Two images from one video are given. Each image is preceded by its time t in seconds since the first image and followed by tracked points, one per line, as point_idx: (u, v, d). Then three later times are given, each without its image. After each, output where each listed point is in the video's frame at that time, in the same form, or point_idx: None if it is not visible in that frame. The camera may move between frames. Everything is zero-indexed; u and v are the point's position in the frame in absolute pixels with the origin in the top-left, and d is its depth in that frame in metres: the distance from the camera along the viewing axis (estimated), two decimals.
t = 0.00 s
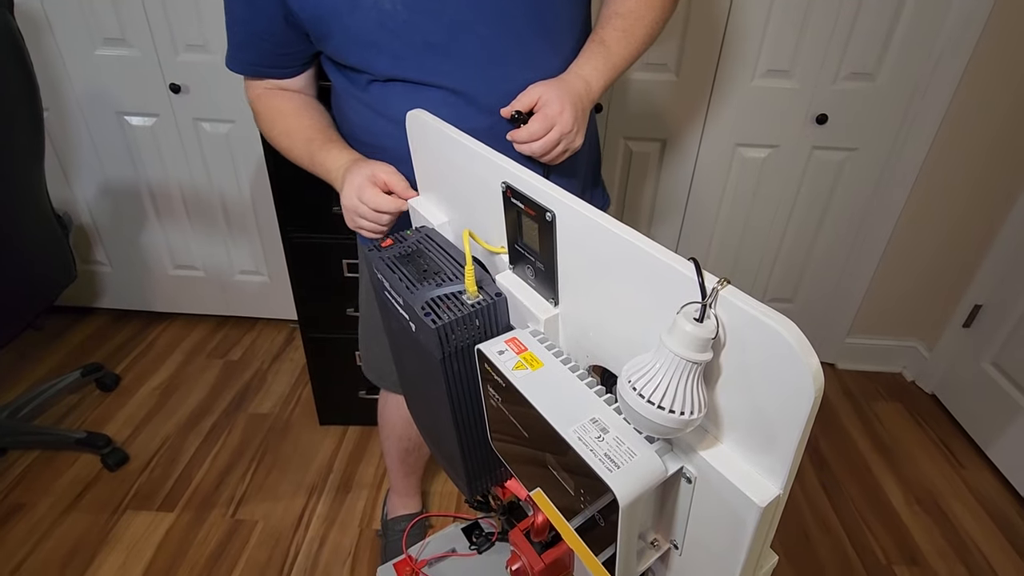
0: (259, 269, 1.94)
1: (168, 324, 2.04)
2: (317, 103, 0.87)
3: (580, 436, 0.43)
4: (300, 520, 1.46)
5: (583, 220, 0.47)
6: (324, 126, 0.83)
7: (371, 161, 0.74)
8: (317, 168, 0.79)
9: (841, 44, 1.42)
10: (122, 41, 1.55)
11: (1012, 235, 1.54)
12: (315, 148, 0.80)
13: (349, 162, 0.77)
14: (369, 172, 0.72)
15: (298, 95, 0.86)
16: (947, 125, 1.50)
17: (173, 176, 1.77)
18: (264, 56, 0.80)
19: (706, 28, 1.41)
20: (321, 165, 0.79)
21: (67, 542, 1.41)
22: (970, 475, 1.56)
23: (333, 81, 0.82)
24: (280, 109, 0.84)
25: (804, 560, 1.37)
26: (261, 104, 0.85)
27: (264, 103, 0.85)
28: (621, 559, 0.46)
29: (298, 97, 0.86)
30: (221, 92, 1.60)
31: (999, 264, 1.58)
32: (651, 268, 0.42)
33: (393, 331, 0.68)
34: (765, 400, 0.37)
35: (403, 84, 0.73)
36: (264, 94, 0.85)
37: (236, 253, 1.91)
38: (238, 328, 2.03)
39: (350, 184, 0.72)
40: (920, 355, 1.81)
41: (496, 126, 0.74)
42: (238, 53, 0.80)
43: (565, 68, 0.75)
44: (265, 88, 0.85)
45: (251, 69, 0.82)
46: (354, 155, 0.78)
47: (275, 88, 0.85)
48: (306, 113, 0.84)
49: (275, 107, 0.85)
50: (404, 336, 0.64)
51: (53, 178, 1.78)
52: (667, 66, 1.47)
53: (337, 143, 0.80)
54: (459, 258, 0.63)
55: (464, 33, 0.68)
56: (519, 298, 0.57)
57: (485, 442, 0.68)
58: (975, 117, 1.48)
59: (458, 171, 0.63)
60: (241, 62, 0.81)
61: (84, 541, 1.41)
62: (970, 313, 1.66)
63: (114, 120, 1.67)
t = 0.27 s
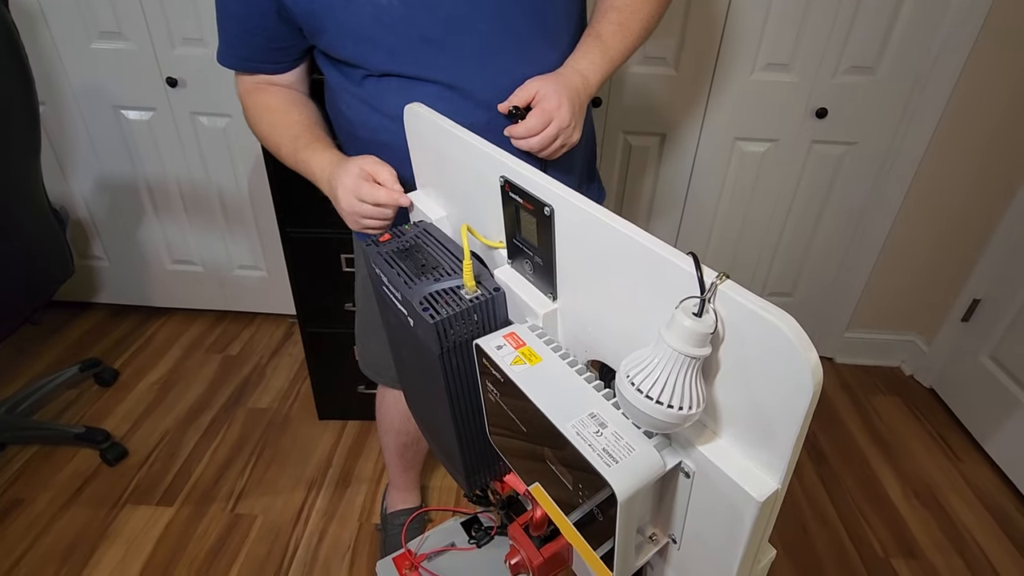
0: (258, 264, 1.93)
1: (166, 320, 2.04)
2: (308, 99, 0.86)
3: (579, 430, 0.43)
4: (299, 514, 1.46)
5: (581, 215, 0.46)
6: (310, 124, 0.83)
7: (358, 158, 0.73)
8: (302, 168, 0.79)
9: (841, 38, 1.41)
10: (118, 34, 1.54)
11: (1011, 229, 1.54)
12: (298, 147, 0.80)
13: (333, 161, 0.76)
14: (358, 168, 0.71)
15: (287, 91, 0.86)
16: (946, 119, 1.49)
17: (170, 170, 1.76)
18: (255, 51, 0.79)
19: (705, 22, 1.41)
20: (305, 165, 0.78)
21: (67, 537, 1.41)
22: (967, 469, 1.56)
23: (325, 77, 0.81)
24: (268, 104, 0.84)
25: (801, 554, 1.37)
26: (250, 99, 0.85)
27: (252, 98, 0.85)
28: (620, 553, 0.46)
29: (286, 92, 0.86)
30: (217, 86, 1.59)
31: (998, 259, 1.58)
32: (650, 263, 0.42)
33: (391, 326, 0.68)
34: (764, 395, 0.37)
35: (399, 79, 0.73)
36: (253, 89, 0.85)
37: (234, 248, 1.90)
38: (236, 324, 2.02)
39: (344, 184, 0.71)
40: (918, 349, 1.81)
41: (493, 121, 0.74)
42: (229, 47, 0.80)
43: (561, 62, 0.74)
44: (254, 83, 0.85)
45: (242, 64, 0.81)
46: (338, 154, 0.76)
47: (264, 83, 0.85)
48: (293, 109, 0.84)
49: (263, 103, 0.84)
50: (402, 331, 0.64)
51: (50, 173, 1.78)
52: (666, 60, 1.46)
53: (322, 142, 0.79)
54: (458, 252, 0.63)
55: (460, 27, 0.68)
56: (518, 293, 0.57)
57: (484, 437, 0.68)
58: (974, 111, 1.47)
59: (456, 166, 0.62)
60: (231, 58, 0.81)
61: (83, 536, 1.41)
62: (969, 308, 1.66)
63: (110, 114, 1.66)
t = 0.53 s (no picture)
0: (255, 260, 1.93)
1: (164, 315, 2.03)
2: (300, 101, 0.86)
3: (576, 427, 0.43)
4: (298, 509, 1.46)
5: (579, 210, 0.46)
6: (306, 132, 0.82)
7: (359, 172, 0.73)
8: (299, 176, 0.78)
9: (841, 32, 1.41)
10: (113, 28, 1.53)
11: (1009, 225, 1.54)
12: (296, 157, 0.79)
13: (332, 173, 0.76)
14: (359, 183, 0.72)
15: (281, 93, 0.85)
16: (945, 113, 1.49)
17: (167, 165, 1.75)
18: (247, 49, 0.79)
19: (705, 15, 1.40)
20: (303, 176, 0.78)
21: (66, 532, 1.41)
22: (964, 464, 1.57)
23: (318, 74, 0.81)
24: (263, 108, 0.83)
25: (798, 548, 1.37)
26: (244, 101, 0.83)
27: (246, 100, 0.83)
28: (617, 549, 0.46)
29: (281, 95, 0.85)
30: (213, 80, 1.58)
31: (996, 254, 1.58)
32: (648, 259, 0.42)
33: (389, 323, 0.68)
34: (762, 392, 0.37)
35: (394, 75, 0.72)
36: (248, 90, 0.84)
37: (231, 243, 1.90)
38: (234, 319, 2.02)
39: (346, 198, 0.71)
40: (915, 344, 1.81)
41: (491, 117, 0.73)
42: (221, 45, 0.79)
43: (557, 58, 0.74)
44: (248, 83, 0.83)
45: (236, 62, 0.80)
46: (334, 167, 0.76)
47: (260, 83, 0.84)
48: (288, 115, 0.83)
49: (258, 107, 0.83)
50: (400, 328, 0.63)
51: (46, 168, 1.77)
52: (665, 54, 1.46)
53: (320, 155, 0.80)
54: (455, 248, 0.63)
55: (455, 22, 0.68)
56: (516, 289, 0.57)
57: (482, 434, 0.68)
58: (974, 106, 1.47)
59: (453, 161, 0.62)
60: (224, 55, 0.80)
61: (82, 531, 1.41)
62: (966, 303, 1.66)
63: (106, 108, 1.65)
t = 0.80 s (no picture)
0: (252, 255, 1.92)
1: (160, 310, 2.03)
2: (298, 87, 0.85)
3: (573, 424, 0.43)
4: (295, 504, 1.46)
5: (577, 205, 0.46)
6: (305, 116, 0.81)
7: (364, 150, 0.72)
8: (298, 158, 0.77)
9: (840, 26, 1.40)
10: (107, 21, 1.52)
11: (1008, 220, 1.54)
12: (295, 138, 0.78)
13: (332, 150, 0.74)
14: (363, 160, 0.70)
15: (277, 81, 0.84)
16: (944, 108, 1.49)
17: (163, 159, 1.74)
18: (241, 42, 0.78)
19: (704, 9, 1.39)
20: (302, 156, 0.77)
21: (63, 527, 1.41)
22: (960, 458, 1.57)
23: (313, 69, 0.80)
24: (259, 97, 0.82)
25: (795, 543, 1.38)
26: (242, 90, 0.83)
27: (242, 88, 0.83)
28: (614, 546, 0.45)
29: (277, 83, 0.84)
30: (209, 74, 1.57)
31: (994, 249, 1.58)
32: (646, 255, 0.41)
33: (386, 319, 0.67)
34: (761, 390, 0.36)
35: (390, 70, 0.72)
36: (244, 80, 0.83)
37: (228, 238, 1.89)
38: (231, 314, 2.01)
39: (348, 171, 0.70)
40: (913, 340, 1.82)
41: (489, 112, 0.73)
42: (214, 39, 0.78)
43: (555, 52, 0.74)
44: (243, 74, 0.83)
45: (230, 54, 0.79)
46: (334, 145, 0.75)
47: (255, 74, 0.83)
48: (286, 100, 0.82)
49: (255, 94, 0.82)
50: (397, 324, 0.63)
51: (40, 162, 1.76)
52: (664, 48, 1.45)
53: (320, 134, 0.78)
54: (452, 244, 0.62)
55: (452, 16, 0.67)
56: (513, 285, 0.56)
57: (480, 430, 0.68)
58: (973, 101, 1.47)
59: (450, 156, 0.62)
60: (218, 49, 0.79)
61: (79, 526, 1.41)
62: (964, 298, 1.66)
63: (101, 102, 1.64)
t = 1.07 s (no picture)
0: (248, 250, 1.91)
1: (156, 305, 2.02)
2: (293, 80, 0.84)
3: (571, 424, 0.42)
4: (293, 500, 1.46)
5: (575, 202, 0.45)
6: (301, 108, 0.80)
7: (363, 144, 0.71)
8: (297, 150, 0.77)
9: (840, 20, 1.39)
10: (101, 14, 1.50)
11: (1007, 216, 1.54)
12: (293, 130, 0.77)
13: (331, 144, 0.74)
14: (363, 155, 0.70)
15: (272, 74, 0.83)
16: (944, 104, 1.48)
17: (158, 154, 1.73)
18: (234, 35, 0.77)
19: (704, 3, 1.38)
20: (300, 149, 0.76)
21: (60, 524, 1.40)
22: (957, 453, 1.57)
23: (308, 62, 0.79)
24: (254, 90, 0.82)
25: (793, 538, 1.38)
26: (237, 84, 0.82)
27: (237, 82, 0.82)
28: (613, 545, 0.45)
29: (271, 76, 0.83)
30: (204, 68, 1.56)
31: (993, 245, 1.58)
32: (646, 253, 0.41)
33: (382, 316, 0.67)
34: (761, 389, 0.36)
35: (387, 64, 0.71)
36: (237, 73, 0.82)
37: (224, 233, 1.88)
38: (228, 310, 2.01)
39: (344, 167, 0.69)
40: (910, 335, 1.82)
41: (486, 108, 0.72)
42: (207, 31, 0.77)
43: (554, 47, 0.73)
44: (235, 67, 0.82)
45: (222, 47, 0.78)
46: (334, 138, 0.75)
47: (248, 67, 0.82)
48: (280, 94, 0.81)
49: (250, 86, 0.82)
50: (393, 321, 0.63)
51: (34, 156, 1.74)
52: (663, 42, 1.44)
53: (317, 126, 0.77)
54: (449, 240, 0.62)
55: (449, 11, 0.66)
56: (510, 282, 0.56)
57: (477, 427, 0.67)
58: (973, 96, 1.46)
59: (447, 151, 0.61)
60: (210, 42, 0.78)
61: (76, 523, 1.40)
62: (962, 294, 1.66)
63: (96, 96, 1.63)
